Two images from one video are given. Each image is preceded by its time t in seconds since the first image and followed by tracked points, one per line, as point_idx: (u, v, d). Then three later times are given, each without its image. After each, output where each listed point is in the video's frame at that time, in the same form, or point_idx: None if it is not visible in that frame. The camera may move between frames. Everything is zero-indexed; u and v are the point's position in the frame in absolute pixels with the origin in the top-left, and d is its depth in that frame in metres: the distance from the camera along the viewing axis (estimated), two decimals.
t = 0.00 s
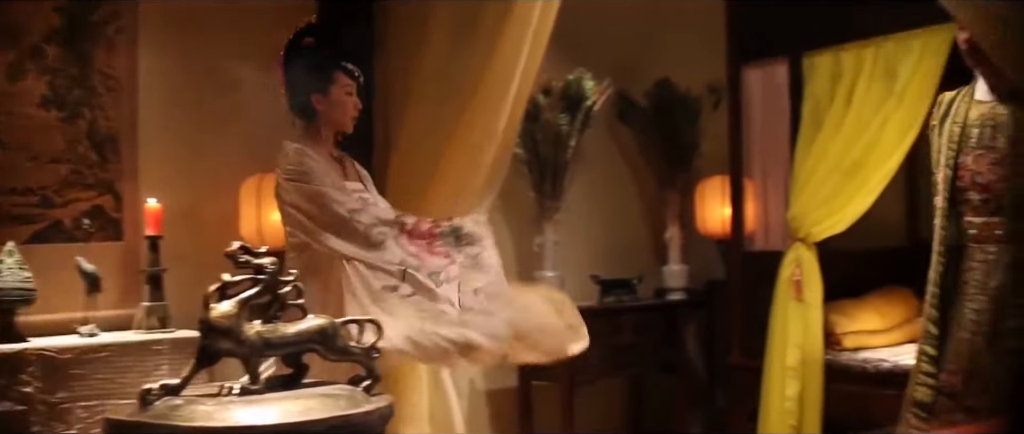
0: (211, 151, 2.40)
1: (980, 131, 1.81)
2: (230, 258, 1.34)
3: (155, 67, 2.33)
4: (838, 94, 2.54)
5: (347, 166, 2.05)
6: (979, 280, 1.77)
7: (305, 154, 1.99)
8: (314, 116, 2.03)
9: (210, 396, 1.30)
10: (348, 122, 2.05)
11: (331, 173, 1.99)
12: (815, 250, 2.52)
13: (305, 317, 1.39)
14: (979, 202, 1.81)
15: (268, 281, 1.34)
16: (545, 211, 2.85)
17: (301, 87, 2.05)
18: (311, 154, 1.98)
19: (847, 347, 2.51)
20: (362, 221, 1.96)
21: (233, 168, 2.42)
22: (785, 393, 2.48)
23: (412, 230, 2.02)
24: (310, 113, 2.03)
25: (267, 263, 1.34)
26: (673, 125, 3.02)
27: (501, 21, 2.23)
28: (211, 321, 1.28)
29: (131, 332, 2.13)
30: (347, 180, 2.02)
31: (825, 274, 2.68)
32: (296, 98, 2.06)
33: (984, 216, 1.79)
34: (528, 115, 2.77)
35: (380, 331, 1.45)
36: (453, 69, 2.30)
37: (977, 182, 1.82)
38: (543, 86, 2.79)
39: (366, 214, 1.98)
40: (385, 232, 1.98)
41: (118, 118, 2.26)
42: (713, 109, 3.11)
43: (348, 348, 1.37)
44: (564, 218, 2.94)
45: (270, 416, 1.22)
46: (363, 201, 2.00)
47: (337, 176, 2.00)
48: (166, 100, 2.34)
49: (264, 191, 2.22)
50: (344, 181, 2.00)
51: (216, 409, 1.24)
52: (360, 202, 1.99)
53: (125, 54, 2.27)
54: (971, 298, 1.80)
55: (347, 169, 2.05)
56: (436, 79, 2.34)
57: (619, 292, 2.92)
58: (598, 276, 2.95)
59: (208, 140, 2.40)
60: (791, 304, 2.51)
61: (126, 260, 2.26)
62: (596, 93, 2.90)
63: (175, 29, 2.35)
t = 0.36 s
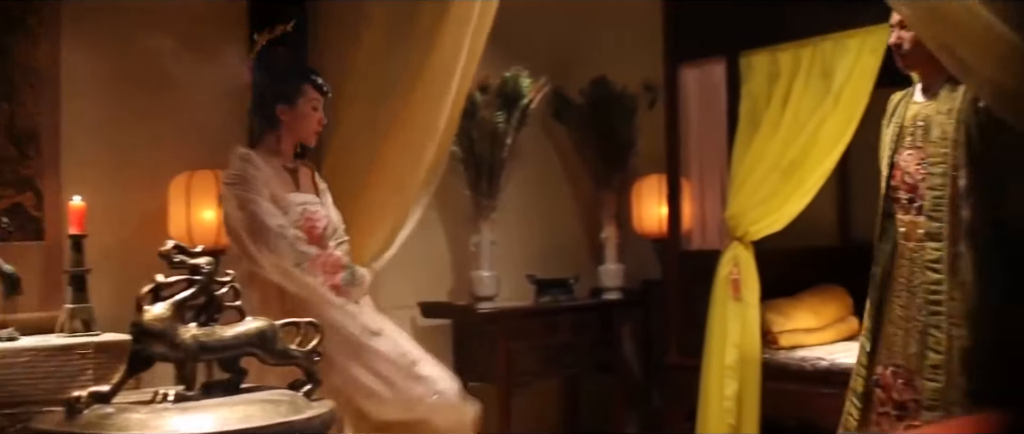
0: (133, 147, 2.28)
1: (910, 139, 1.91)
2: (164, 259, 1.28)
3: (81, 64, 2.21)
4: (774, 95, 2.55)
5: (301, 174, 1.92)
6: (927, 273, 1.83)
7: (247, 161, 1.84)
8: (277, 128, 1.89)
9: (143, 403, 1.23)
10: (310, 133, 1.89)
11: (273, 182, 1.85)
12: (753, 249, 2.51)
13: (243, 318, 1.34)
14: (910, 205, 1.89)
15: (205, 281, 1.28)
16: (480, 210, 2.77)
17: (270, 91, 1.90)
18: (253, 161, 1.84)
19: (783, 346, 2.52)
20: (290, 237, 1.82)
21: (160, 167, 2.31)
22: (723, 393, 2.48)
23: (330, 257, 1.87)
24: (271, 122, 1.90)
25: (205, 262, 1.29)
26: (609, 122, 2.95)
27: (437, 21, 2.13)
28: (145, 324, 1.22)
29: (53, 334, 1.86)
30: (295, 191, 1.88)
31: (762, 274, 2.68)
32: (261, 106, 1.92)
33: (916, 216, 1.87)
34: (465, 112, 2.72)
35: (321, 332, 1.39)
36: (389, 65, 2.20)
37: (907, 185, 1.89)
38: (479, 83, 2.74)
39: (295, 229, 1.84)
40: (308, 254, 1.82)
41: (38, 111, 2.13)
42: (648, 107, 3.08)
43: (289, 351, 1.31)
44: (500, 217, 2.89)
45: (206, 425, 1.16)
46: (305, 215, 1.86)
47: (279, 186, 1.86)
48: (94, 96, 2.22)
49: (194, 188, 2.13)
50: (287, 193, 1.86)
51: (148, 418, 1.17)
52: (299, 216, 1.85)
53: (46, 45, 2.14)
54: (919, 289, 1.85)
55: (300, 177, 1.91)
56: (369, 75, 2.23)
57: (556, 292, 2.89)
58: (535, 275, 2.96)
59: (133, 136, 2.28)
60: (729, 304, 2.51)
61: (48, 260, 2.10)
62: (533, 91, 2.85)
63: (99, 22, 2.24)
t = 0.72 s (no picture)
0: (66, 144, 2.05)
1: (843, 139, 1.78)
2: (109, 258, 1.23)
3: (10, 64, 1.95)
4: (725, 93, 2.55)
5: (253, 196, 2.00)
6: (856, 274, 1.71)
7: (197, 183, 1.89)
8: (231, 148, 1.95)
9: (87, 409, 1.18)
10: (264, 158, 1.96)
11: (219, 204, 1.90)
12: (704, 248, 2.51)
13: (193, 320, 1.29)
14: (842, 204, 1.76)
15: (153, 281, 1.23)
16: (428, 208, 2.74)
17: (222, 109, 1.94)
18: (202, 182, 1.89)
19: (733, 344, 2.52)
20: (228, 265, 1.88)
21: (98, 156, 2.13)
22: (674, 392, 2.47)
23: (265, 287, 1.96)
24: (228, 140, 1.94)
25: (153, 262, 1.23)
26: (558, 121, 2.94)
27: (389, 21, 2.09)
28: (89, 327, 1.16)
29: None
30: (243, 214, 1.95)
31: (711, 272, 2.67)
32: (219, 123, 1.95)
33: (848, 215, 1.74)
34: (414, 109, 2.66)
35: (273, 333, 1.35)
36: (336, 64, 2.17)
37: (842, 184, 1.77)
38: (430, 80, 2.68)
39: (237, 256, 1.91)
40: (243, 283, 1.90)
41: None
42: (596, 106, 3.08)
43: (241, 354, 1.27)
44: (448, 215, 2.85)
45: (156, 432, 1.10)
46: (250, 240, 1.93)
47: (225, 208, 1.92)
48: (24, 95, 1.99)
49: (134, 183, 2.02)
50: (233, 217, 1.92)
51: (93, 425, 1.11)
52: (245, 241, 1.93)
53: None
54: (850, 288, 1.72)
55: (251, 200, 1.99)
56: (316, 69, 2.18)
57: (506, 291, 2.86)
58: (484, 275, 2.92)
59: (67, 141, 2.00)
60: (679, 303, 2.50)
61: None
62: (483, 87, 2.85)
63: (23, 16, 1.95)
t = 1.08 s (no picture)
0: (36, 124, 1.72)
1: (775, 139, 1.71)
2: (55, 256, 1.17)
3: None
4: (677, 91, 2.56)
5: (197, 200, 1.95)
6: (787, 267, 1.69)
7: (140, 188, 1.81)
8: (176, 152, 1.87)
9: (30, 414, 1.12)
10: (208, 165, 1.89)
11: (164, 210, 1.84)
12: (656, 245, 2.50)
13: (142, 320, 1.25)
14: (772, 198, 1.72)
15: (101, 280, 1.18)
16: (378, 205, 2.70)
17: (167, 107, 1.84)
18: (146, 189, 1.81)
19: (685, 342, 2.52)
20: (173, 272, 1.82)
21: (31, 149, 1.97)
22: (627, 390, 2.46)
23: (210, 295, 1.91)
24: (170, 144, 1.85)
25: (102, 260, 1.19)
26: (508, 117, 2.96)
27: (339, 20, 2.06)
28: (33, 327, 1.11)
29: None
30: (188, 219, 1.91)
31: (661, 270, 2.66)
32: (162, 125, 1.84)
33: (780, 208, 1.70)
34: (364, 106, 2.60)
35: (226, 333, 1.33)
36: (286, 59, 2.14)
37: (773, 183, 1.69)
38: (381, 75, 2.63)
39: (182, 263, 1.86)
40: (188, 291, 1.84)
41: None
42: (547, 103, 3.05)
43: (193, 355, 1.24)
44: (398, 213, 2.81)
45: None
46: (195, 246, 1.89)
47: (169, 214, 1.86)
48: None
49: (76, 178, 1.76)
50: (178, 223, 1.87)
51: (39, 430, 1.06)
52: (191, 247, 1.88)
53: None
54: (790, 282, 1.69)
55: (197, 205, 1.95)
56: (263, 65, 2.14)
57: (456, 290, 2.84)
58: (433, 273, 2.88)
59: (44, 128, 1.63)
60: (632, 300, 2.48)
61: None
62: (432, 82, 2.81)
63: None
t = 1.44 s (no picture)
0: None
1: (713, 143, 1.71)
2: (15, 254, 1.15)
3: None
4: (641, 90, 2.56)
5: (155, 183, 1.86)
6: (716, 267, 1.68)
7: (93, 169, 1.71)
8: (131, 135, 1.76)
9: None
10: (163, 146, 1.79)
11: (120, 193, 1.74)
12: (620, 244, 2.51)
13: (105, 320, 1.23)
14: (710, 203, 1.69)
15: (61, 279, 1.15)
16: (341, 203, 2.67)
17: (118, 90, 1.72)
18: (100, 171, 1.71)
19: (649, 341, 2.51)
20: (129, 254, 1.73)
21: None
22: (593, 389, 2.46)
23: (169, 277, 1.82)
24: (124, 124, 1.73)
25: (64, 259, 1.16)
26: (471, 114, 2.97)
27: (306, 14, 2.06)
28: None
29: None
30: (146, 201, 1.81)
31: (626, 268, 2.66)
32: (114, 106, 1.73)
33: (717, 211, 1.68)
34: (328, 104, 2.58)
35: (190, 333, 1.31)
36: (250, 53, 2.13)
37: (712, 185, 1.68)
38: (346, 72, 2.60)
39: (139, 245, 1.77)
40: (146, 274, 1.75)
41: None
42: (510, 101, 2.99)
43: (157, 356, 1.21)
44: (362, 211, 2.79)
45: None
46: (154, 228, 1.80)
47: (126, 196, 1.76)
48: None
49: (35, 174, 1.67)
50: (136, 205, 1.77)
51: None
52: (149, 229, 1.79)
53: None
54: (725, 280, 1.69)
55: (155, 188, 1.85)
56: (223, 61, 2.13)
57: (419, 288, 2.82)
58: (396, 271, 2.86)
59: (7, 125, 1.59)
60: (597, 298, 2.48)
61: None
62: (397, 79, 2.83)
63: None
